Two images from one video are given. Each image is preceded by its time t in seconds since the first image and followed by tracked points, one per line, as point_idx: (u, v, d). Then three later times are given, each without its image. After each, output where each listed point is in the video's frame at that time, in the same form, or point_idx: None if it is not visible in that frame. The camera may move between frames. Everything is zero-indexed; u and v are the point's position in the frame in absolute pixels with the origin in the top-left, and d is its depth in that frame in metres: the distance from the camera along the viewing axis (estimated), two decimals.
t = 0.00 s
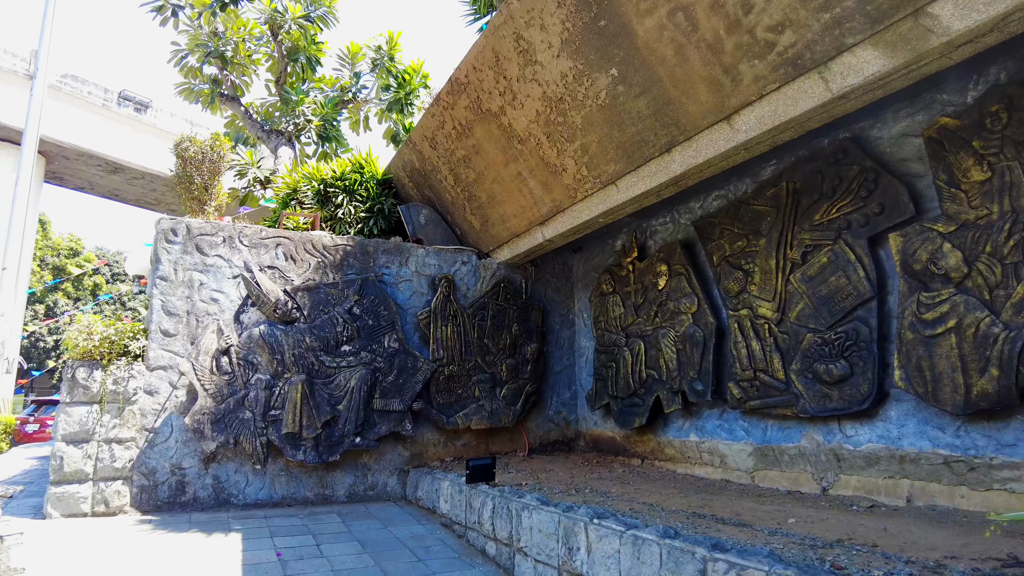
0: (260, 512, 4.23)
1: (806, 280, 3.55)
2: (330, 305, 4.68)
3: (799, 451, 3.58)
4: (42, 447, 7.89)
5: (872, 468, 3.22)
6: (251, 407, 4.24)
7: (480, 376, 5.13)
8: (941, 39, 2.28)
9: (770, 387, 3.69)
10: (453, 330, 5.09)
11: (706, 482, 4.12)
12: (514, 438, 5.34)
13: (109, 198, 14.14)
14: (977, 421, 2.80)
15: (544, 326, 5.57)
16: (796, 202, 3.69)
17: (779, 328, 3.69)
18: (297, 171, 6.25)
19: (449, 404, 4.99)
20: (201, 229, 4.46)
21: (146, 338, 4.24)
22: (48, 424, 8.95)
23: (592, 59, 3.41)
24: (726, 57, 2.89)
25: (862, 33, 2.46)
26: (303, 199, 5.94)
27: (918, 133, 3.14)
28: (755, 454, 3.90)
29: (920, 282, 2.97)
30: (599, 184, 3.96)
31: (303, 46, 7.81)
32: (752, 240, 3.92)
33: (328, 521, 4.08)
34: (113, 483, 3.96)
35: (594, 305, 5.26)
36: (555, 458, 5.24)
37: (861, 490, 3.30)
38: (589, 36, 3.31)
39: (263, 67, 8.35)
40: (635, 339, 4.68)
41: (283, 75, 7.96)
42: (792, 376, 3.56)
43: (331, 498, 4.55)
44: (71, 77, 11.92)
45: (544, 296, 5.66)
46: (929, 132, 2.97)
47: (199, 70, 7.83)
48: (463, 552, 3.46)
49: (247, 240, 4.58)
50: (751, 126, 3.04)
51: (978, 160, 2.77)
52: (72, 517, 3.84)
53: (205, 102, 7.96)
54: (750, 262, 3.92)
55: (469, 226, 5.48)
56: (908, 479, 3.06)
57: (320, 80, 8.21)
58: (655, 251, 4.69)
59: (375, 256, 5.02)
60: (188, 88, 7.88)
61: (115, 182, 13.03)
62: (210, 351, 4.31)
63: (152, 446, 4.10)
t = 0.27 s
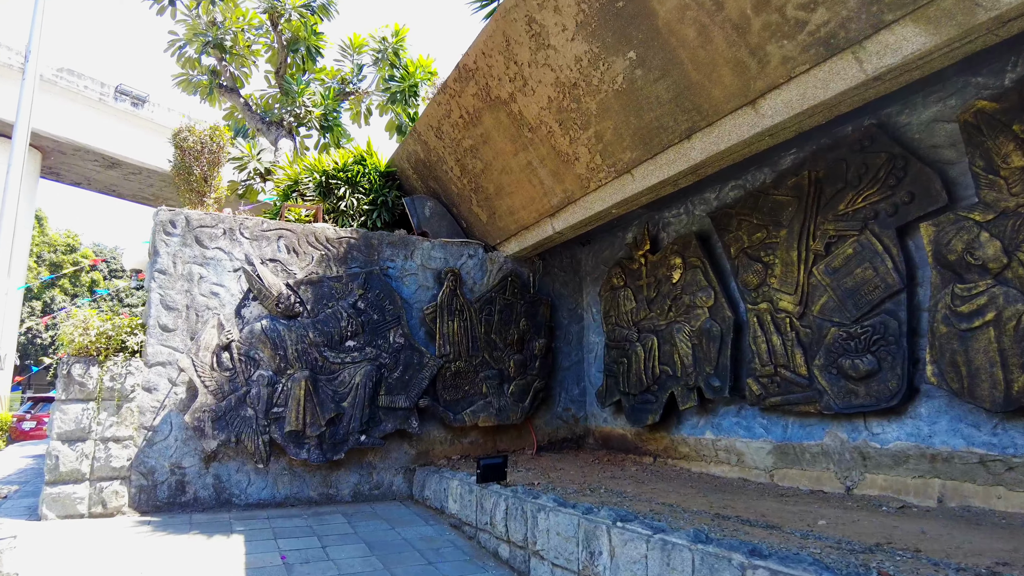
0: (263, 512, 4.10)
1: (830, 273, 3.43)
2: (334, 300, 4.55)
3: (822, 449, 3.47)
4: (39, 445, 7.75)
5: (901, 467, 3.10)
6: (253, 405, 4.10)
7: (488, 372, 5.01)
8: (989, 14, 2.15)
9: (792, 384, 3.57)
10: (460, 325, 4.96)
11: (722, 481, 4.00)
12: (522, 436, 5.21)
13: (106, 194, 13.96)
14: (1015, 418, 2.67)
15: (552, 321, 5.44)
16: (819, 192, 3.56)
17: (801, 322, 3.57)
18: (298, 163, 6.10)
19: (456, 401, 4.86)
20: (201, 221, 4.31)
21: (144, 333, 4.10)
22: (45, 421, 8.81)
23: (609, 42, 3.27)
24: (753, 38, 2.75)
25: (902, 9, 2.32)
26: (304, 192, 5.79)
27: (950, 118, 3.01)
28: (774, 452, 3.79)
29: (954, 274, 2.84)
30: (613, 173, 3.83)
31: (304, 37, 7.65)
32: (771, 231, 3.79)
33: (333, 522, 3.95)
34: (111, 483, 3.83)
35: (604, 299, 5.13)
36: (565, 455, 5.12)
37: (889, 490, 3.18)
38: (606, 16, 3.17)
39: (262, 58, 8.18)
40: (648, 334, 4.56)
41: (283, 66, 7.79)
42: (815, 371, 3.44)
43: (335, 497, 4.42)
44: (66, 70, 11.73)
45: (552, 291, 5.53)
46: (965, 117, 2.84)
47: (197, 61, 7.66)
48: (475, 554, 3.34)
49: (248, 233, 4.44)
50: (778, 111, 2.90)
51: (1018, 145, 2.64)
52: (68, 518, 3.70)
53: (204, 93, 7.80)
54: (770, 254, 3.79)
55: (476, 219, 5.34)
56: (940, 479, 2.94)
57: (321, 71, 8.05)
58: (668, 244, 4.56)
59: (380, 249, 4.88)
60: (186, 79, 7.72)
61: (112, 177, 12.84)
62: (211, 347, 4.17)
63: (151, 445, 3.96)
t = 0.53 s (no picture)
0: (269, 513, 4.01)
1: (854, 267, 3.33)
2: (341, 295, 4.45)
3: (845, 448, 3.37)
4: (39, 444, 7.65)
5: (929, 466, 3.01)
6: (258, 403, 4.00)
7: (497, 369, 4.91)
8: None
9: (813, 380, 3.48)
10: (469, 321, 4.86)
11: (739, 480, 3.91)
12: (531, 434, 5.12)
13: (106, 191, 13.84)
14: None
15: (561, 317, 5.35)
16: (842, 183, 3.45)
17: (823, 318, 3.47)
18: (302, 157, 6.00)
19: (465, 398, 4.76)
20: (204, 214, 4.21)
21: (147, 329, 4.00)
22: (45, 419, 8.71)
23: (627, 28, 3.16)
24: (780, 22, 2.65)
25: None
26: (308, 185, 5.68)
27: (983, 106, 2.90)
28: (794, 451, 3.69)
29: (988, 267, 2.75)
30: (629, 164, 3.73)
31: (307, 29, 7.53)
32: (791, 224, 3.69)
33: (341, 523, 3.86)
34: (113, 483, 3.73)
35: (616, 295, 5.03)
36: (575, 454, 5.03)
37: (915, 490, 3.08)
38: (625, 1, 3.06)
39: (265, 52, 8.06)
40: (662, 330, 4.46)
41: (286, 59, 7.68)
42: (838, 368, 3.35)
43: (342, 497, 4.33)
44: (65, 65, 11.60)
45: (562, 287, 5.43)
46: (999, 104, 2.74)
47: (199, 54, 7.54)
48: (488, 556, 3.24)
49: (252, 227, 4.34)
50: (805, 98, 2.80)
51: None
52: (69, 519, 3.61)
53: (205, 87, 7.68)
54: (790, 248, 3.69)
55: (484, 213, 5.23)
56: (971, 479, 2.85)
57: (324, 65, 7.93)
58: (682, 238, 4.46)
59: (387, 243, 4.78)
60: (187, 73, 7.60)
61: (111, 174, 12.72)
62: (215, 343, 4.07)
63: (154, 444, 3.87)
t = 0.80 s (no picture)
0: (276, 513, 3.94)
1: (875, 261, 3.26)
2: (349, 292, 4.39)
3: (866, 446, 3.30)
4: (40, 443, 7.60)
5: (954, 465, 2.94)
6: (265, 400, 3.94)
7: (506, 367, 4.84)
8: None
9: (834, 377, 3.41)
10: (477, 319, 4.79)
11: (755, 479, 3.85)
12: (541, 433, 5.05)
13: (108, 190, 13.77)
14: None
15: (571, 314, 5.28)
16: (862, 176, 3.38)
17: (843, 314, 3.40)
18: (307, 153, 5.93)
19: (474, 396, 4.70)
20: (210, 209, 4.14)
21: (152, 326, 3.94)
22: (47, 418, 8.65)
23: (643, 18, 3.10)
24: (804, 10, 2.58)
25: None
26: (314, 181, 5.61)
27: (1010, 97, 2.83)
28: (811, 449, 3.63)
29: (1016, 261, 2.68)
30: (644, 158, 3.67)
31: (311, 24, 7.45)
32: (809, 219, 3.63)
33: (350, 523, 3.79)
34: (118, 482, 3.67)
35: (626, 292, 4.97)
36: (585, 453, 4.97)
37: (939, 490, 3.01)
38: None
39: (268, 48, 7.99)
40: (674, 327, 4.41)
41: (290, 55, 7.61)
42: (858, 365, 3.28)
43: (350, 496, 4.26)
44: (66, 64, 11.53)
45: (571, 283, 5.36)
46: None
47: (202, 50, 7.47)
48: (502, 557, 3.18)
49: (259, 222, 4.27)
50: (828, 88, 2.74)
51: None
52: (74, 518, 3.55)
53: (209, 84, 7.62)
54: (808, 242, 3.64)
55: (493, 209, 5.17)
56: (999, 478, 2.78)
57: (328, 61, 7.86)
58: (695, 233, 4.40)
59: (394, 239, 4.71)
60: (191, 69, 7.54)
61: (113, 173, 12.64)
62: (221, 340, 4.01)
63: (159, 442, 3.80)
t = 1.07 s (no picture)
0: (290, 515, 3.84)
1: (912, 257, 3.15)
2: (363, 289, 4.29)
3: (902, 448, 3.19)
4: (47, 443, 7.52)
5: (998, 468, 2.83)
6: (279, 400, 3.84)
7: (523, 367, 4.74)
8: None
9: (867, 377, 3.30)
10: (493, 317, 4.69)
11: (782, 482, 3.74)
12: (558, 434, 4.95)
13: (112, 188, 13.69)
14: None
15: (587, 313, 5.18)
16: (897, 169, 3.27)
17: (877, 311, 3.29)
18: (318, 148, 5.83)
19: (490, 396, 4.59)
20: (222, 204, 4.04)
21: (162, 324, 3.84)
22: (52, 418, 8.57)
23: (673, 4, 2.99)
24: None
25: None
26: (325, 177, 5.51)
27: None
28: (842, 451, 3.52)
29: None
30: (670, 150, 3.57)
31: (320, 19, 7.35)
32: (840, 213, 3.52)
33: (366, 526, 3.69)
34: (128, 484, 3.57)
35: (645, 289, 4.87)
36: (603, 454, 4.87)
37: (981, 494, 2.90)
38: None
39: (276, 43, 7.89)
40: (697, 325, 4.30)
41: (298, 50, 7.51)
42: (894, 364, 3.17)
43: (365, 499, 4.16)
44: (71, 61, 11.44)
45: (587, 281, 5.25)
46: None
47: (209, 45, 7.38)
48: (526, 562, 3.08)
49: (271, 218, 4.17)
50: (870, 76, 2.63)
51: None
52: (83, 521, 3.45)
53: (216, 79, 7.53)
54: (839, 238, 3.53)
55: (508, 205, 5.06)
56: None
57: (337, 56, 7.76)
58: (718, 229, 4.30)
59: (409, 235, 4.61)
60: (198, 65, 7.45)
61: (117, 171, 12.55)
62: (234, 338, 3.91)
63: (170, 443, 3.71)
